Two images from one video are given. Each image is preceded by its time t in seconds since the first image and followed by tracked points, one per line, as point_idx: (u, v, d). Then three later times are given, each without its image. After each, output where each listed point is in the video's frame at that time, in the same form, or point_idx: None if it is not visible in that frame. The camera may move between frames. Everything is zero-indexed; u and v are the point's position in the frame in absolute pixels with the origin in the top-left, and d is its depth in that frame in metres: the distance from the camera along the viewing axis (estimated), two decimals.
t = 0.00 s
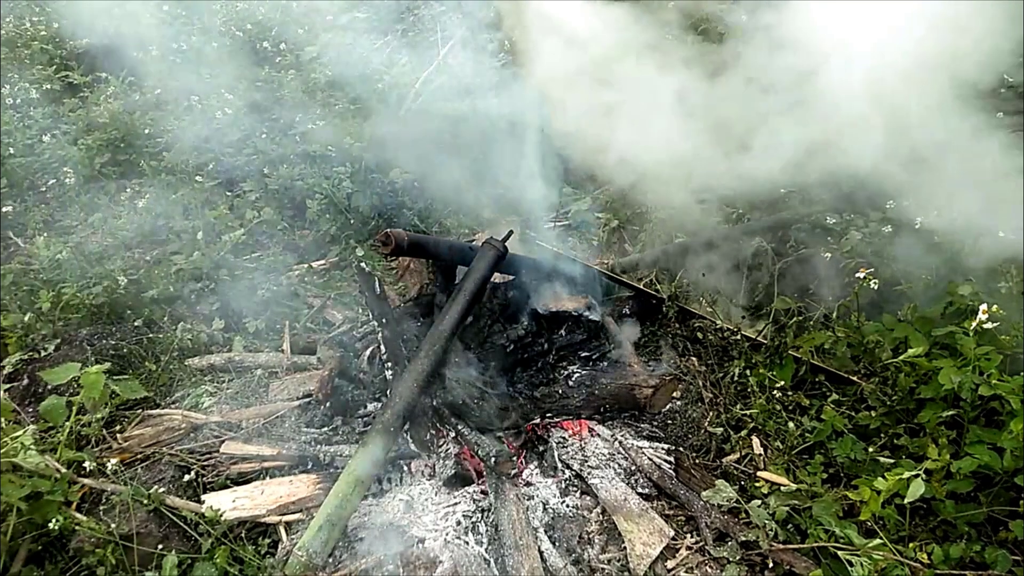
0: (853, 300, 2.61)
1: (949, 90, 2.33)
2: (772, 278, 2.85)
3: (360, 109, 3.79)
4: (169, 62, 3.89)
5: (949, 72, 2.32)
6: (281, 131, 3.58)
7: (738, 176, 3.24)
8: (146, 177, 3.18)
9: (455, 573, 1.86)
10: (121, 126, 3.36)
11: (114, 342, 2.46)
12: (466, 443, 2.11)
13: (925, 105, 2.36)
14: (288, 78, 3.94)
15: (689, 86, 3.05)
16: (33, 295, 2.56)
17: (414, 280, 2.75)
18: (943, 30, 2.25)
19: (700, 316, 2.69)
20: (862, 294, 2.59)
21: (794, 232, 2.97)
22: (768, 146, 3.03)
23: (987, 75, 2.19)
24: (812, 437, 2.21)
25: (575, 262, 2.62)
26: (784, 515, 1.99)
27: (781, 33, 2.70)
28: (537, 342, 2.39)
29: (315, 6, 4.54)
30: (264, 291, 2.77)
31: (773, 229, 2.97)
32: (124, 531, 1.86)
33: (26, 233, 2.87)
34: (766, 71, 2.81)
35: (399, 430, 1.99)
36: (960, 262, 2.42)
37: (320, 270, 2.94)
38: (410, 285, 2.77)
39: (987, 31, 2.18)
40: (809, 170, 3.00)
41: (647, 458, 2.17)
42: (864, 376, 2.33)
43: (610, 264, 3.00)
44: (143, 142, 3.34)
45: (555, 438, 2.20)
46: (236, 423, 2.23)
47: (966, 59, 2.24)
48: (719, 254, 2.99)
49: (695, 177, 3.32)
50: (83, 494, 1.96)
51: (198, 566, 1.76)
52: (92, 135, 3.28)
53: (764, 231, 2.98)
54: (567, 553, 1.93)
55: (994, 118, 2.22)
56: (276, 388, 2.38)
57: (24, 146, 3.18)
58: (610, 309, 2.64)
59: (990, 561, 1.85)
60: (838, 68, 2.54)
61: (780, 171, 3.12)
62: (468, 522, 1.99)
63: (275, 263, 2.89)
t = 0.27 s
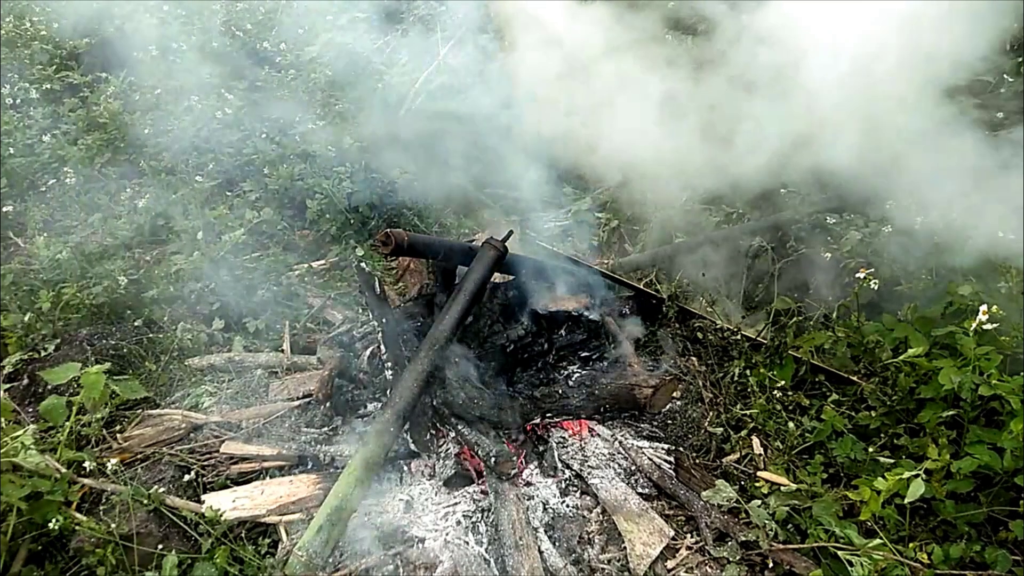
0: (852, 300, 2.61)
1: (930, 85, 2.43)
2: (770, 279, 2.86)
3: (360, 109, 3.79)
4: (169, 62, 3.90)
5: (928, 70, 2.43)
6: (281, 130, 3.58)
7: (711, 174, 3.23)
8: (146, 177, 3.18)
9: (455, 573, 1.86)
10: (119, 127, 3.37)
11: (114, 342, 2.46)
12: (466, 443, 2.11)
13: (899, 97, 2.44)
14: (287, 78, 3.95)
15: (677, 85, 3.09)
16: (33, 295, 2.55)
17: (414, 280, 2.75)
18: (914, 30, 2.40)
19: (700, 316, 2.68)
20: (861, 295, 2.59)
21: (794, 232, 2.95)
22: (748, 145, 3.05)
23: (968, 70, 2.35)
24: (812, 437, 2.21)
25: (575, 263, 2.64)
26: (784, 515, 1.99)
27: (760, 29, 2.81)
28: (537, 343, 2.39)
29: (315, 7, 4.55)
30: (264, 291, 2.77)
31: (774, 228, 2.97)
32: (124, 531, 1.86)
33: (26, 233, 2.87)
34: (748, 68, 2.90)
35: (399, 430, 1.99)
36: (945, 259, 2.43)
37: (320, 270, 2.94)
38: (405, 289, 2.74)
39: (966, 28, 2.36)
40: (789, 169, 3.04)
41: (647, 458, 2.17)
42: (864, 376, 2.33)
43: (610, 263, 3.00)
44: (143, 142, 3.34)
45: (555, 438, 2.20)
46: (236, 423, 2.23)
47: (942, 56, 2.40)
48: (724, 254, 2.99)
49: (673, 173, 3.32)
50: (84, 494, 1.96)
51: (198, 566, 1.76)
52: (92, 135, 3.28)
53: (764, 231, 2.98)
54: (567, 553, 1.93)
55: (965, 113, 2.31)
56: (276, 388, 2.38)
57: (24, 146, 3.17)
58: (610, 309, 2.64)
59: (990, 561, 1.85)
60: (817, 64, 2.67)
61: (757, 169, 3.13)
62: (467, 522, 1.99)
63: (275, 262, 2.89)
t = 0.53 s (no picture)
0: (851, 300, 2.62)
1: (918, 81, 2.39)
2: (770, 279, 2.87)
3: (360, 109, 3.79)
4: (169, 62, 3.90)
5: (916, 69, 2.39)
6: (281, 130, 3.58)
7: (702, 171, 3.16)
8: (146, 177, 3.18)
9: (455, 573, 1.86)
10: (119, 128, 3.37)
11: (114, 342, 2.46)
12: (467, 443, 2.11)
13: (890, 98, 2.40)
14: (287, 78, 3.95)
15: (671, 85, 2.93)
16: (33, 295, 2.55)
17: (414, 280, 2.75)
18: (903, 30, 2.36)
19: (700, 316, 2.68)
20: (861, 295, 2.60)
21: (794, 233, 2.96)
22: (741, 146, 2.97)
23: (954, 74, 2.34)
24: (812, 437, 2.21)
25: (575, 264, 2.64)
26: (784, 515, 1.99)
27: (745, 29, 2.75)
28: (537, 343, 2.40)
29: (315, 7, 4.55)
30: (264, 291, 2.77)
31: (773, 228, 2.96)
32: (124, 531, 1.86)
33: (26, 233, 2.87)
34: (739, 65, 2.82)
35: (399, 430, 1.99)
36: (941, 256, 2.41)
37: (320, 270, 2.94)
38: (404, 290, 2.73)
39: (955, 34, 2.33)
40: (780, 168, 2.99)
41: (647, 458, 2.17)
42: (864, 376, 2.33)
43: (610, 264, 3.00)
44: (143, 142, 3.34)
45: (556, 438, 2.20)
46: (236, 423, 2.23)
47: (933, 56, 2.36)
48: (726, 256, 2.99)
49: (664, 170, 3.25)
50: (84, 494, 1.96)
51: (198, 566, 1.76)
52: (92, 135, 3.28)
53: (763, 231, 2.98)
54: (567, 553, 1.93)
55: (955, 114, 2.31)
56: (276, 387, 2.38)
57: (24, 146, 3.17)
58: (610, 309, 2.65)
59: (990, 561, 1.85)
60: (808, 62, 2.59)
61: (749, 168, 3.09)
62: (468, 522, 1.99)
63: (275, 262, 2.89)
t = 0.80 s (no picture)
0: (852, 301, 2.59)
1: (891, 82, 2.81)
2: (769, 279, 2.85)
3: (360, 109, 3.79)
4: (169, 62, 3.90)
5: (887, 68, 2.83)
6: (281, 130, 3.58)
7: (687, 169, 3.37)
8: (146, 177, 3.18)
9: (455, 573, 1.86)
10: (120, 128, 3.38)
11: (114, 342, 2.46)
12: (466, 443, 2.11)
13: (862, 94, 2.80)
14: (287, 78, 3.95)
15: (660, 84, 3.10)
16: (33, 295, 2.55)
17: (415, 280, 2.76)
18: (867, 32, 2.78)
19: (701, 316, 2.68)
20: (862, 296, 2.58)
21: (794, 233, 2.94)
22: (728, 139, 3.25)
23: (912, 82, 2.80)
24: (812, 437, 2.21)
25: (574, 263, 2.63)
26: (784, 515, 1.99)
27: (729, 29, 3.07)
28: (537, 343, 2.39)
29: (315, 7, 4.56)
30: (264, 290, 2.77)
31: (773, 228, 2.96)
32: (124, 531, 1.86)
33: (26, 233, 2.87)
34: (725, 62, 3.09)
35: (400, 430, 1.99)
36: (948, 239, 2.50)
37: (320, 270, 2.94)
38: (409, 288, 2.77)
39: (908, 46, 2.88)
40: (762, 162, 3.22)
41: (647, 458, 2.18)
42: (864, 376, 2.33)
43: (609, 263, 3.00)
44: (144, 143, 3.34)
45: (555, 438, 2.20)
46: (237, 423, 2.23)
47: (892, 62, 2.83)
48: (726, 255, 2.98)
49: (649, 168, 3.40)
50: (84, 494, 1.96)
51: (198, 566, 1.76)
52: (92, 135, 3.29)
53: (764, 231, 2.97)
54: (567, 553, 1.93)
55: (931, 108, 2.69)
56: (276, 387, 2.38)
57: (24, 146, 3.17)
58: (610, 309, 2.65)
59: (990, 561, 1.85)
60: (788, 56, 2.93)
61: (734, 164, 3.31)
62: (468, 522, 1.99)
63: (275, 262, 2.89)
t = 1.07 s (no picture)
0: (852, 301, 2.58)
1: (872, 79, 2.64)
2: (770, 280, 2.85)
3: (360, 109, 3.79)
4: (170, 62, 3.90)
5: (871, 65, 2.64)
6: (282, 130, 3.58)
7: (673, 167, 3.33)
8: (146, 177, 3.18)
9: (455, 573, 1.86)
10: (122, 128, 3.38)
11: (114, 342, 2.45)
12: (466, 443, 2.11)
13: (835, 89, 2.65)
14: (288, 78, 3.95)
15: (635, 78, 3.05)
16: (33, 294, 2.55)
17: (415, 280, 2.77)
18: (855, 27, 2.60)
19: (701, 316, 2.68)
20: (862, 295, 2.57)
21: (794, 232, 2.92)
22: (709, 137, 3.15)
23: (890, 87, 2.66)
24: (812, 437, 2.21)
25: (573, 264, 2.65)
26: (783, 514, 1.99)
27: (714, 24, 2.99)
28: (538, 342, 2.40)
29: (315, 8, 4.56)
30: (264, 290, 2.77)
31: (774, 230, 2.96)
32: (124, 531, 1.86)
33: (26, 233, 2.87)
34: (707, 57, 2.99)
35: (399, 430, 1.99)
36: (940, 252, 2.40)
37: (320, 270, 2.94)
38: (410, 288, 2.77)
39: (903, 35, 2.73)
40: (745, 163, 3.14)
41: (647, 458, 2.18)
42: (864, 376, 2.33)
43: (610, 264, 3.00)
44: (144, 143, 3.35)
45: (556, 438, 2.21)
46: (237, 423, 2.23)
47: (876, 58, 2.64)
48: (726, 255, 2.98)
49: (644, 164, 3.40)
50: (84, 494, 1.96)
51: (199, 566, 1.76)
52: (92, 135, 3.29)
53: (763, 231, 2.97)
54: (567, 553, 1.93)
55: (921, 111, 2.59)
56: (276, 387, 2.38)
57: (24, 146, 3.17)
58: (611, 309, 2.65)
59: (990, 561, 1.85)
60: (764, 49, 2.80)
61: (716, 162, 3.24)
62: (468, 522, 1.99)
63: (276, 262, 2.90)
